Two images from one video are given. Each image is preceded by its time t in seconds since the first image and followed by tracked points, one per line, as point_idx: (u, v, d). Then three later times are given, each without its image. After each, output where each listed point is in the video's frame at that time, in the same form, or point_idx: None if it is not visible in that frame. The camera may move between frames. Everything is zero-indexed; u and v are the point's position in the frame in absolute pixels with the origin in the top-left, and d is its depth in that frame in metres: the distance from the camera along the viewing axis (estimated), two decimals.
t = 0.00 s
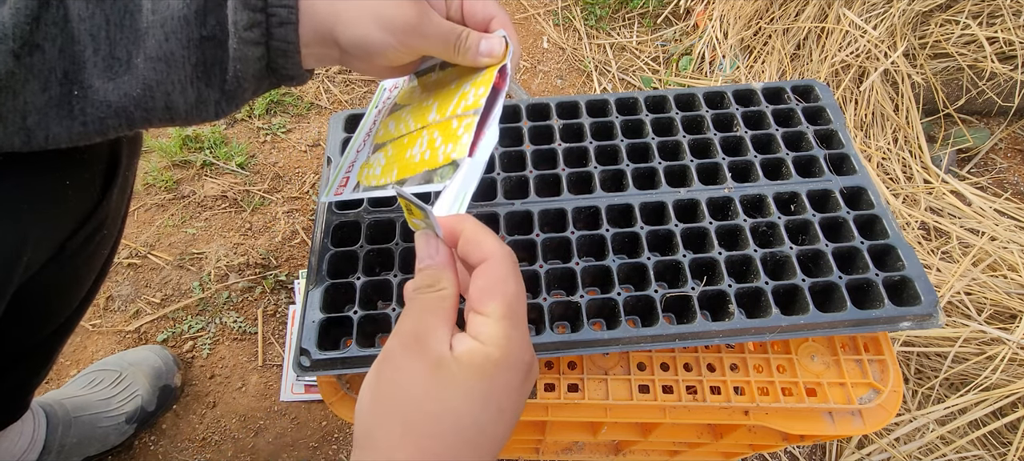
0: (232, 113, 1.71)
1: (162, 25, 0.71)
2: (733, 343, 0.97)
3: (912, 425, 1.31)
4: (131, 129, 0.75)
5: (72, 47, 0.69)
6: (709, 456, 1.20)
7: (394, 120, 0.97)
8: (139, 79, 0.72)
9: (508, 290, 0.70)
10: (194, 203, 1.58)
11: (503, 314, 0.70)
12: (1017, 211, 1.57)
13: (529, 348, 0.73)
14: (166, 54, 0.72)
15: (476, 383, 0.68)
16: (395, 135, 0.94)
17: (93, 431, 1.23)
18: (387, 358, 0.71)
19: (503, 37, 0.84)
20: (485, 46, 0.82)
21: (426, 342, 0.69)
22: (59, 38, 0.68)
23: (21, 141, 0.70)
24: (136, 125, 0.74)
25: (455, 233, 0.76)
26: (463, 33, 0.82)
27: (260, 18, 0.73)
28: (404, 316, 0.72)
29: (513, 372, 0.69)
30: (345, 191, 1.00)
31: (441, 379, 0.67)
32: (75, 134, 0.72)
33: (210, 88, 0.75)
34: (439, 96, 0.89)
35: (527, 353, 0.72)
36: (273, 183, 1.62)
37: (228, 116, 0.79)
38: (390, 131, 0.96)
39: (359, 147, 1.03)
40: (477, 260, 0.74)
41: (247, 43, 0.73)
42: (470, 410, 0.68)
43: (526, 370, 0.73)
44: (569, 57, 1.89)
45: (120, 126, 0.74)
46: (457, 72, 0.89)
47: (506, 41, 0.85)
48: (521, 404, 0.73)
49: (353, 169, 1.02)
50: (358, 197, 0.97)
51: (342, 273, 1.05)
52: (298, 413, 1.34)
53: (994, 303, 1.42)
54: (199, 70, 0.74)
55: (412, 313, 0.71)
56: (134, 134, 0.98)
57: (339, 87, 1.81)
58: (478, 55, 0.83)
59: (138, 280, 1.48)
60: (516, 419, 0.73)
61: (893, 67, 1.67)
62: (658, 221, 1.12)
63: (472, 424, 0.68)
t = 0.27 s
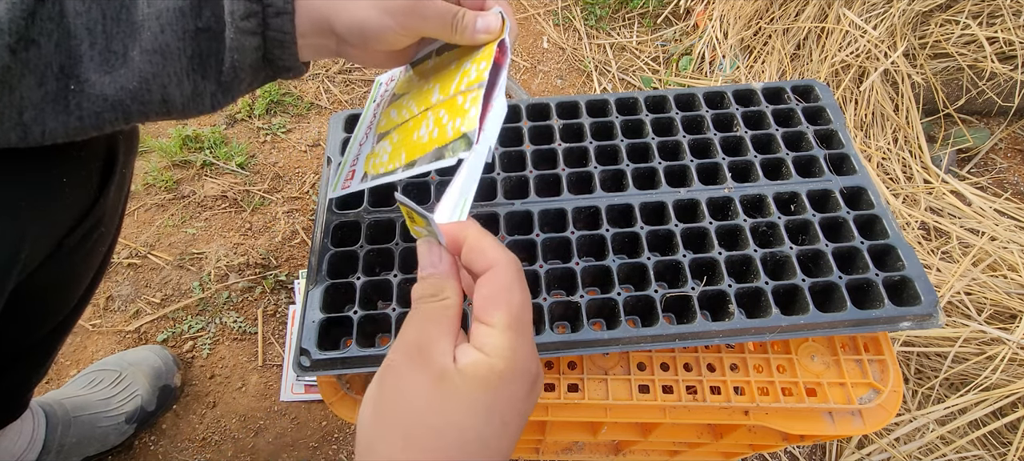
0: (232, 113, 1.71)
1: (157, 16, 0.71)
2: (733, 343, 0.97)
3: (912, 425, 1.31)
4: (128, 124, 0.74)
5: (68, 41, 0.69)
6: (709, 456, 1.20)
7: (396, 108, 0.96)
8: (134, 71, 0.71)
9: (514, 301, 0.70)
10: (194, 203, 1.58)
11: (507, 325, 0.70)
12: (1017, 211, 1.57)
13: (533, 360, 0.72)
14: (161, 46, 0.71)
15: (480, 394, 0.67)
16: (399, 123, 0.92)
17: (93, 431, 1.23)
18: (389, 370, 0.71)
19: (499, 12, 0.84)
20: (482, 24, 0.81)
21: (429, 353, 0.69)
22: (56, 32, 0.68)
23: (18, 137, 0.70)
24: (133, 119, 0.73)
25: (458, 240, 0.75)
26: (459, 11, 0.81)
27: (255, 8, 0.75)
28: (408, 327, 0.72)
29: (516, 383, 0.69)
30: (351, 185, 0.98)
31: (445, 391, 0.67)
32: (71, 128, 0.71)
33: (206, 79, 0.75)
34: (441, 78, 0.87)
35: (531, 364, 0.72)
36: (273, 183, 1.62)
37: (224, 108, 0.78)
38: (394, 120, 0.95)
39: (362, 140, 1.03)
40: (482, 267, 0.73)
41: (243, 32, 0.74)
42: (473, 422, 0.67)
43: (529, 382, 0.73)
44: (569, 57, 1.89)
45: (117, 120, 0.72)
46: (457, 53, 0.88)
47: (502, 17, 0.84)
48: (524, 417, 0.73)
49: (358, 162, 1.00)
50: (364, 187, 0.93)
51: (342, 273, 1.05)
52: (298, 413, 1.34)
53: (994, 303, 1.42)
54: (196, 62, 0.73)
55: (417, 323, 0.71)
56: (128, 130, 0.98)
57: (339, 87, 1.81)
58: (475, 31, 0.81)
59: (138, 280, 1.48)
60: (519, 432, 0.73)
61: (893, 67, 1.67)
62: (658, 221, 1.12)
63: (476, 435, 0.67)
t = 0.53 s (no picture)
0: (232, 113, 1.71)
1: (150, 15, 0.70)
2: (733, 343, 0.97)
3: (912, 425, 1.31)
4: (123, 123, 0.74)
5: (62, 39, 0.68)
6: (709, 456, 1.20)
7: (411, 117, 0.89)
8: (127, 71, 0.70)
9: (535, 309, 0.69)
10: (194, 203, 1.58)
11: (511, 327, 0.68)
12: (1017, 211, 1.57)
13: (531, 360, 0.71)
14: (154, 45, 0.70)
15: (467, 380, 0.67)
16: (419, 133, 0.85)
17: (93, 431, 1.23)
18: (393, 342, 0.73)
19: None
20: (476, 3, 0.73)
21: (428, 332, 0.69)
22: (50, 30, 0.67)
23: (15, 134, 0.70)
24: (127, 118, 0.73)
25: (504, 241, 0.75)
26: None
27: (247, 8, 0.72)
28: (417, 304, 0.73)
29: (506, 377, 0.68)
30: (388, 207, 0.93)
31: (434, 371, 0.68)
32: (67, 126, 0.71)
33: (200, 79, 0.74)
34: (451, 75, 0.79)
35: (527, 364, 0.70)
36: (273, 183, 1.62)
37: (219, 108, 0.79)
38: (413, 130, 0.87)
39: (387, 158, 0.98)
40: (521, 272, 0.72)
41: (235, 33, 0.72)
42: (454, 404, 0.67)
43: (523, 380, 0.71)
44: (569, 57, 1.89)
45: (111, 118, 0.72)
46: (461, 43, 0.79)
47: None
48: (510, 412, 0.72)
49: (391, 180, 0.95)
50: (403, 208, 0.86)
51: (342, 273, 1.05)
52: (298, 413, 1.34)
53: (994, 303, 1.42)
54: (189, 62, 0.73)
55: (423, 302, 0.72)
56: (128, 128, 0.97)
57: (339, 87, 1.81)
58: (471, 15, 0.73)
59: (138, 280, 1.48)
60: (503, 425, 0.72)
61: (893, 67, 1.67)
62: (658, 221, 1.12)
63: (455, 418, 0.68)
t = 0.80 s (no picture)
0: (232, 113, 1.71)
1: (134, 43, 0.70)
2: (733, 343, 0.97)
3: (912, 425, 1.31)
4: (107, 141, 0.75)
5: (47, 58, 0.69)
6: (709, 456, 1.20)
7: (434, 155, 0.91)
8: (111, 96, 0.71)
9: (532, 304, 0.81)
10: (194, 203, 1.58)
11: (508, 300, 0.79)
12: (1017, 211, 1.57)
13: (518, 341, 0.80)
14: (138, 73, 0.71)
15: (464, 339, 0.75)
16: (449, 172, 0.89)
17: (93, 431, 1.23)
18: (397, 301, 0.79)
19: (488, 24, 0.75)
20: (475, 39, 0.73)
21: (434, 294, 0.77)
22: (34, 48, 0.68)
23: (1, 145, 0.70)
24: (110, 136, 0.74)
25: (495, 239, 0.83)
26: (449, 34, 0.74)
27: (232, 43, 0.72)
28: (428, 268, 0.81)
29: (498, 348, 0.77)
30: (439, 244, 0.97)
31: (437, 328, 0.75)
32: (53, 142, 0.71)
33: (186, 107, 0.74)
34: (470, 117, 0.82)
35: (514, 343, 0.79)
36: (273, 183, 1.62)
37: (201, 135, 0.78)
38: (441, 170, 0.90)
39: (418, 197, 0.97)
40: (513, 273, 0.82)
41: (217, 69, 0.72)
42: (450, 361, 0.74)
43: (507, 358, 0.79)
44: (569, 57, 1.89)
45: (97, 136, 0.73)
46: (468, 80, 0.80)
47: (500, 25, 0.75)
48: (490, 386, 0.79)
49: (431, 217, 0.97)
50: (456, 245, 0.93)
51: (342, 273, 1.05)
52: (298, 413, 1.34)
53: (994, 303, 1.42)
54: (174, 90, 0.73)
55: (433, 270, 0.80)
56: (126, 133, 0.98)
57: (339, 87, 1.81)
58: (472, 53, 0.74)
59: (138, 280, 1.48)
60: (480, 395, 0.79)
61: (893, 67, 1.67)
62: (658, 221, 1.12)
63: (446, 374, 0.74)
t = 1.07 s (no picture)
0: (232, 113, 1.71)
1: (123, 60, 0.70)
2: (733, 343, 0.97)
3: (912, 425, 1.31)
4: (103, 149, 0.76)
5: (36, 69, 0.69)
6: (708, 456, 1.20)
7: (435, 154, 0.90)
8: (102, 110, 0.72)
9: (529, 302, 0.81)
10: (194, 203, 1.58)
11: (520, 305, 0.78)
12: (1017, 211, 1.57)
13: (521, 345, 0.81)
14: (130, 90, 0.71)
15: (474, 336, 0.75)
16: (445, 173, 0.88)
17: (93, 430, 1.23)
18: (414, 290, 0.79)
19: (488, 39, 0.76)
20: (463, 60, 0.72)
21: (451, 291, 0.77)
22: (24, 59, 0.68)
23: None
24: (105, 145, 0.75)
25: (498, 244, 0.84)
26: (435, 56, 0.73)
27: (221, 69, 0.71)
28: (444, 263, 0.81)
29: (503, 352, 0.77)
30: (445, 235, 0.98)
31: (446, 322, 0.75)
32: (50, 149, 0.73)
33: (179, 122, 0.74)
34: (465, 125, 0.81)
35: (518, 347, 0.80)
36: (273, 183, 1.62)
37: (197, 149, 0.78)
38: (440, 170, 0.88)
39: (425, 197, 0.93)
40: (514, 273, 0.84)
41: (207, 95, 0.71)
42: (457, 357, 0.74)
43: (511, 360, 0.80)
44: (569, 57, 1.89)
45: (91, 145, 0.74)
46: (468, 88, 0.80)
47: (495, 43, 0.76)
48: (492, 382, 0.80)
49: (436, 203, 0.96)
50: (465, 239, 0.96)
51: (342, 273, 1.05)
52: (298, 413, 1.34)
53: (994, 303, 1.42)
54: (166, 106, 0.73)
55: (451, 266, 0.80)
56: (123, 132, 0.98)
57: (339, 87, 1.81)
58: (458, 74, 0.73)
59: (138, 279, 1.48)
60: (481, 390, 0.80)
61: (893, 67, 1.67)
62: (658, 221, 1.12)
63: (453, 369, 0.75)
